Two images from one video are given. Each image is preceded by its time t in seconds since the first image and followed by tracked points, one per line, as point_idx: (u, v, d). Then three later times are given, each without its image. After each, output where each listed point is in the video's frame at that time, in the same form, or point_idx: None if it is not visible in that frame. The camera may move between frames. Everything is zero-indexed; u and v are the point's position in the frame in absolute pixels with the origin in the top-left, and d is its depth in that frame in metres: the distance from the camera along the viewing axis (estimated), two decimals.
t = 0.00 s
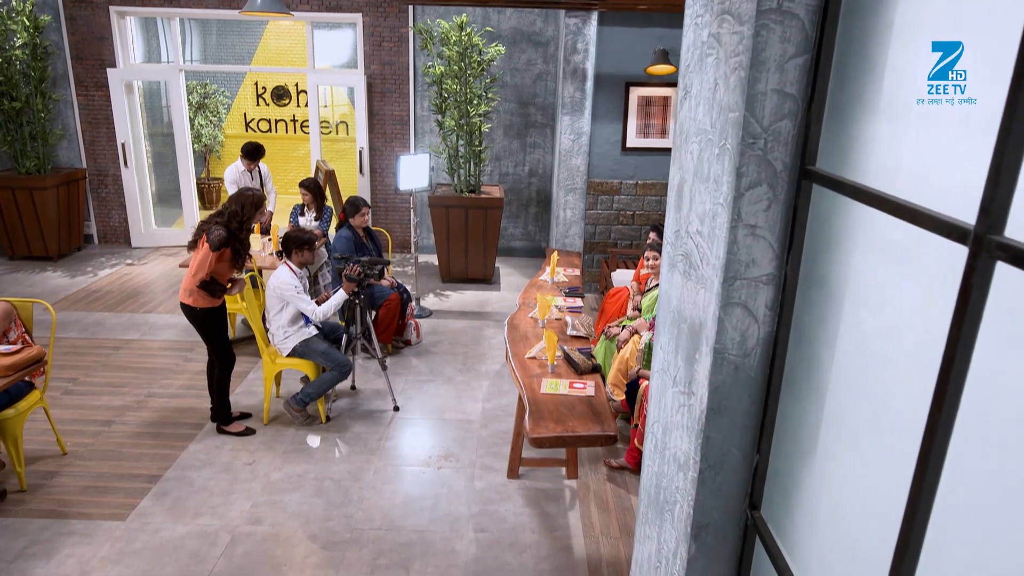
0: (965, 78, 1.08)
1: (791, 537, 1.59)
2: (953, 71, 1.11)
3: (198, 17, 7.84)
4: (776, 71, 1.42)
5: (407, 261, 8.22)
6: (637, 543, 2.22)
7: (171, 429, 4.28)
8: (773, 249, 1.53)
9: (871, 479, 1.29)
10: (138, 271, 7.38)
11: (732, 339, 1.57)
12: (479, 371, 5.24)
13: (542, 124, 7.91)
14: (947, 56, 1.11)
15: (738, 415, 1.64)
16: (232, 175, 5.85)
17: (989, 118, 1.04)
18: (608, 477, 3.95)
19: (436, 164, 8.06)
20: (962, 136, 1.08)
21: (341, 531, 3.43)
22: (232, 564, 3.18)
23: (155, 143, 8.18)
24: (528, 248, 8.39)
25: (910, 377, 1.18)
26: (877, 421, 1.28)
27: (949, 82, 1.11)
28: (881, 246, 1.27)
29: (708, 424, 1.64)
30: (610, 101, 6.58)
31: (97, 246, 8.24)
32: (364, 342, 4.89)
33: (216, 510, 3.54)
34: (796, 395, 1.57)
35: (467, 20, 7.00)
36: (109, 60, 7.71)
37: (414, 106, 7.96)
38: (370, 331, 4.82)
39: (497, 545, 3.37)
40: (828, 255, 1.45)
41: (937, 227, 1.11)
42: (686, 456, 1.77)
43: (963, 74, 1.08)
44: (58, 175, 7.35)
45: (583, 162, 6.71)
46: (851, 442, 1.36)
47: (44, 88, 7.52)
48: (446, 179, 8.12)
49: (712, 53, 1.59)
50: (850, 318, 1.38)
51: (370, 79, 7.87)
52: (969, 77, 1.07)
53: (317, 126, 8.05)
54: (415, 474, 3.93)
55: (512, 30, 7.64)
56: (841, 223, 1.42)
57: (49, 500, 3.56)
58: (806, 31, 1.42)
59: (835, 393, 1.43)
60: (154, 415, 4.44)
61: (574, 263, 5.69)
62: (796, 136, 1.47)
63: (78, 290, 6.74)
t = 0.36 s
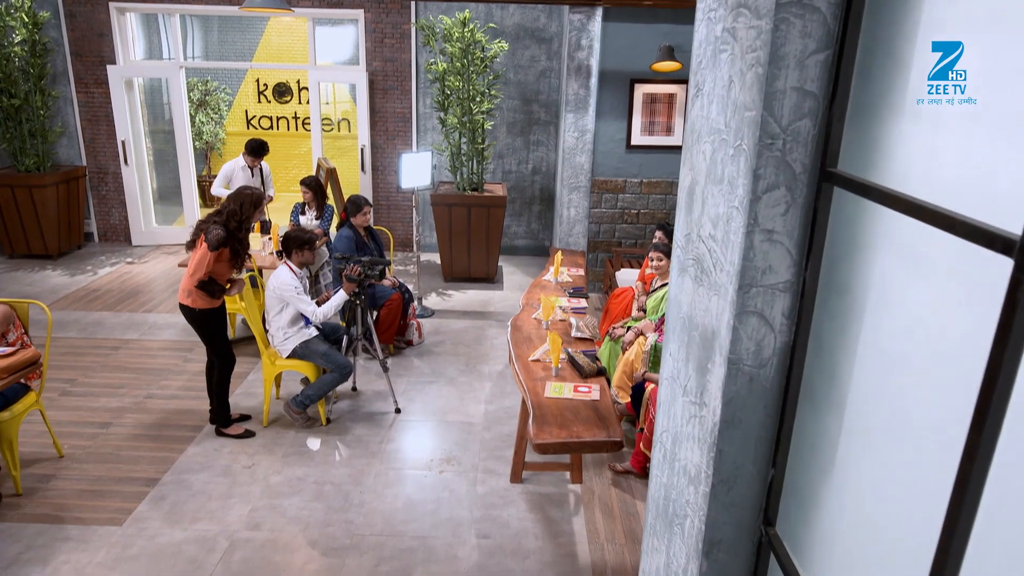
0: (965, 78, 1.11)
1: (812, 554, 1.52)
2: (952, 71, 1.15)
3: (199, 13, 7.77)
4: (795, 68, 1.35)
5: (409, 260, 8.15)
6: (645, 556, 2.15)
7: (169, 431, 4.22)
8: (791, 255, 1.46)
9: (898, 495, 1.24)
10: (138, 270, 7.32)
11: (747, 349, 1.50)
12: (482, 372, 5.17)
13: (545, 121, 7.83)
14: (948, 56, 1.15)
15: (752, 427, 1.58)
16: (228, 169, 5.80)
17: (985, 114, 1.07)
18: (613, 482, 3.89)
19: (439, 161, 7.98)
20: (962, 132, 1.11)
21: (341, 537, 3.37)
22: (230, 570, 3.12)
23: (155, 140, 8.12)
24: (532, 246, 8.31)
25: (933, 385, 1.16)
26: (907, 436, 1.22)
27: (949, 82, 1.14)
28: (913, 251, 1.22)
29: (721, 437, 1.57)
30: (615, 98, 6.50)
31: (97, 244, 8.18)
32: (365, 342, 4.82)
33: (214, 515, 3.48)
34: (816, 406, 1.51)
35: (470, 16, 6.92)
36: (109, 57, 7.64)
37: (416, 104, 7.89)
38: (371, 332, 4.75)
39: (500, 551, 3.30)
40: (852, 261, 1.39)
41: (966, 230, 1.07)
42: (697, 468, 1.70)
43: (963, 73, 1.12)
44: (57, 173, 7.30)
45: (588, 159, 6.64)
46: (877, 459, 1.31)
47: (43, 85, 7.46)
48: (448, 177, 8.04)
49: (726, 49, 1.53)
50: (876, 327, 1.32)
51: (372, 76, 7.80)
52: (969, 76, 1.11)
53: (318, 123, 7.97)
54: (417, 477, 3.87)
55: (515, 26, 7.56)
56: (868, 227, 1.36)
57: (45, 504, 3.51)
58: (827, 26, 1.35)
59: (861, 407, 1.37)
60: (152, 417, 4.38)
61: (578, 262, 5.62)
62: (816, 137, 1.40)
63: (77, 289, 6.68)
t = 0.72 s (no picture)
0: (965, 78, 1.13)
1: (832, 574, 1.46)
2: (952, 71, 1.16)
3: (200, 10, 7.71)
4: (818, 65, 1.28)
5: (411, 259, 8.09)
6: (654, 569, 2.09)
7: (167, 434, 4.16)
8: (810, 263, 1.38)
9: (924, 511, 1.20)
10: (139, 269, 7.27)
11: (763, 362, 1.43)
12: (485, 374, 5.10)
13: (549, 119, 7.75)
14: (948, 56, 1.16)
15: (769, 443, 1.50)
16: (234, 167, 5.66)
17: (987, 114, 1.09)
18: (618, 487, 3.82)
19: (441, 159, 7.91)
20: (967, 133, 1.12)
21: (341, 544, 3.30)
22: None
23: (155, 138, 8.07)
24: (535, 245, 8.24)
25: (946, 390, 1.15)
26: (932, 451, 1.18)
27: (949, 82, 1.16)
28: (936, 258, 1.18)
29: (737, 453, 1.49)
30: (620, 96, 6.42)
31: (97, 243, 8.12)
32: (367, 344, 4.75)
33: (212, 521, 3.42)
34: (838, 420, 1.44)
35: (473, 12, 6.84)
36: (109, 54, 7.58)
37: (419, 102, 7.81)
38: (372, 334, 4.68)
39: (503, 559, 3.23)
40: (877, 268, 1.33)
41: (982, 233, 1.06)
42: (710, 484, 1.63)
43: (963, 74, 1.13)
44: (57, 171, 7.25)
45: (592, 158, 6.55)
46: (903, 474, 1.25)
47: (43, 83, 7.41)
48: (451, 175, 7.97)
49: (742, 45, 1.45)
50: (900, 338, 1.27)
51: (374, 74, 7.73)
52: (969, 76, 1.13)
53: (320, 121, 7.91)
54: (418, 482, 3.81)
55: (519, 23, 7.48)
56: (893, 235, 1.30)
57: (41, 509, 3.45)
58: (852, 21, 1.28)
59: (888, 423, 1.30)
60: (150, 419, 4.32)
61: (582, 262, 5.55)
62: (839, 138, 1.33)
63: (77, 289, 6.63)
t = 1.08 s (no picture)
0: (965, 78, 1.13)
1: None
2: (952, 71, 1.16)
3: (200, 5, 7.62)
4: (842, 61, 1.20)
5: (413, 256, 8.02)
6: None
7: (165, 435, 4.10)
8: (832, 270, 1.31)
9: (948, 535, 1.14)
10: (138, 266, 7.20)
11: (780, 374, 1.35)
12: (487, 374, 5.04)
13: (552, 115, 7.67)
14: (948, 56, 1.16)
15: (785, 458, 1.43)
16: (236, 163, 5.58)
17: (993, 113, 1.07)
18: (623, 490, 3.75)
19: (443, 156, 7.83)
20: (975, 132, 1.10)
21: (341, 549, 3.24)
22: None
23: (155, 134, 8.00)
24: (538, 243, 8.16)
25: (966, 405, 1.10)
26: (959, 474, 1.11)
27: (949, 82, 1.16)
28: (961, 266, 1.12)
29: (751, 469, 1.42)
30: (624, 92, 6.33)
31: (97, 240, 8.06)
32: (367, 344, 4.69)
33: (210, 526, 3.36)
34: (858, 435, 1.37)
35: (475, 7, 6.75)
36: (108, 49, 7.51)
37: (420, 97, 7.73)
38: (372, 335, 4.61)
39: (505, 566, 3.17)
40: (901, 275, 1.26)
41: (1008, 237, 1.01)
42: (721, 499, 1.56)
43: (963, 73, 1.13)
44: (56, 167, 7.18)
45: (596, 155, 6.39)
46: (921, 489, 1.20)
47: (42, 78, 7.34)
48: (453, 172, 7.89)
49: (758, 39, 1.37)
50: (922, 352, 1.21)
51: (376, 69, 7.65)
52: (969, 76, 1.13)
53: (321, 116, 7.83)
54: (420, 485, 3.75)
55: (522, 17, 7.38)
56: (918, 242, 1.23)
57: (36, 512, 3.40)
58: (878, 15, 1.21)
59: (906, 436, 1.25)
60: (148, 420, 4.26)
61: (586, 260, 5.49)
62: (862, 139, 1.26)
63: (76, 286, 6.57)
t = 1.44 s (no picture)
0: (966, 78, 1.12)
1: None
2: (952, 72, 1.14)
3: None
4: (865, 56, 1.13)
5: (413, 253, 7.95)
6: None
7: (162, 436, 4.05)
8: (851, 277, 1.24)
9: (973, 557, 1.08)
10: (136, 263, 7.14)
11: (795, 386, 1.29)
12: (489, 373, 4.97)
13: (554, 109, 7.58)
14: (946, 56, 1.14)
15: (800, 473, 1.36)
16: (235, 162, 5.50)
17: (1010, 111, 1.04)
18: (626, 493, 3.69)
19: (444, 151, 7.74)
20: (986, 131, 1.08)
21: (339, 553, 3.18)
22: None
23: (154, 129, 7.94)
24: (540, 239, 8.08)
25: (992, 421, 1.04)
26: (985, 494, 1.04)
27: (949, 82, 1.14)
28: (986, 271, 1.06)
29: (764, 484, 1.35)
30: (627, 87, 6.25)
31: (95, 236, 7.99)
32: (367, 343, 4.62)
33: (207, 529, 3.31)
34: (877, 450, 1.31)
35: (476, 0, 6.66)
36: (105, 43, 7.44)
37: (421, 92, 7.65)
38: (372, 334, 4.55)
39: (506, 571, 3.11)
40: (924, 283, 1.19)
41: None
42: (730, 514, 1.49)
43: (963, 73, 1.13)
44: (53, 162, 7.12)
45: (598, 150, 6.37)
46: (941, 505, 1.14)
47: (39, 73, 7.27)
48: (454, 167, 7.81)
49: (773, 31, 1.30)
50: (945, 365, 1.14)
51: (376, 63, 7.57)
52: (969, 76, 1.12)
53: (320, 111, 7.75)
54: (420, 487, 3.69)
55: (524, 11, 7.29)
56: (945, 247, 1.16)
57: (29, 515, 3.35)
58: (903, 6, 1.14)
59: (926, 450, 1.19)
60: (145, 420, 4.20)
61: (588, 258, 5.42)
62: (884, 139, 1.19)
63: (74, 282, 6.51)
